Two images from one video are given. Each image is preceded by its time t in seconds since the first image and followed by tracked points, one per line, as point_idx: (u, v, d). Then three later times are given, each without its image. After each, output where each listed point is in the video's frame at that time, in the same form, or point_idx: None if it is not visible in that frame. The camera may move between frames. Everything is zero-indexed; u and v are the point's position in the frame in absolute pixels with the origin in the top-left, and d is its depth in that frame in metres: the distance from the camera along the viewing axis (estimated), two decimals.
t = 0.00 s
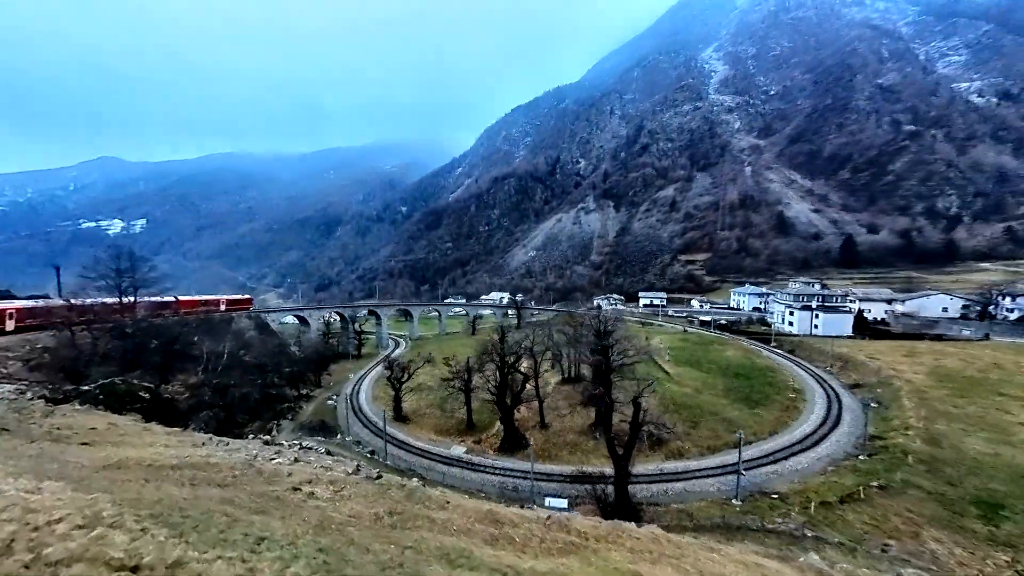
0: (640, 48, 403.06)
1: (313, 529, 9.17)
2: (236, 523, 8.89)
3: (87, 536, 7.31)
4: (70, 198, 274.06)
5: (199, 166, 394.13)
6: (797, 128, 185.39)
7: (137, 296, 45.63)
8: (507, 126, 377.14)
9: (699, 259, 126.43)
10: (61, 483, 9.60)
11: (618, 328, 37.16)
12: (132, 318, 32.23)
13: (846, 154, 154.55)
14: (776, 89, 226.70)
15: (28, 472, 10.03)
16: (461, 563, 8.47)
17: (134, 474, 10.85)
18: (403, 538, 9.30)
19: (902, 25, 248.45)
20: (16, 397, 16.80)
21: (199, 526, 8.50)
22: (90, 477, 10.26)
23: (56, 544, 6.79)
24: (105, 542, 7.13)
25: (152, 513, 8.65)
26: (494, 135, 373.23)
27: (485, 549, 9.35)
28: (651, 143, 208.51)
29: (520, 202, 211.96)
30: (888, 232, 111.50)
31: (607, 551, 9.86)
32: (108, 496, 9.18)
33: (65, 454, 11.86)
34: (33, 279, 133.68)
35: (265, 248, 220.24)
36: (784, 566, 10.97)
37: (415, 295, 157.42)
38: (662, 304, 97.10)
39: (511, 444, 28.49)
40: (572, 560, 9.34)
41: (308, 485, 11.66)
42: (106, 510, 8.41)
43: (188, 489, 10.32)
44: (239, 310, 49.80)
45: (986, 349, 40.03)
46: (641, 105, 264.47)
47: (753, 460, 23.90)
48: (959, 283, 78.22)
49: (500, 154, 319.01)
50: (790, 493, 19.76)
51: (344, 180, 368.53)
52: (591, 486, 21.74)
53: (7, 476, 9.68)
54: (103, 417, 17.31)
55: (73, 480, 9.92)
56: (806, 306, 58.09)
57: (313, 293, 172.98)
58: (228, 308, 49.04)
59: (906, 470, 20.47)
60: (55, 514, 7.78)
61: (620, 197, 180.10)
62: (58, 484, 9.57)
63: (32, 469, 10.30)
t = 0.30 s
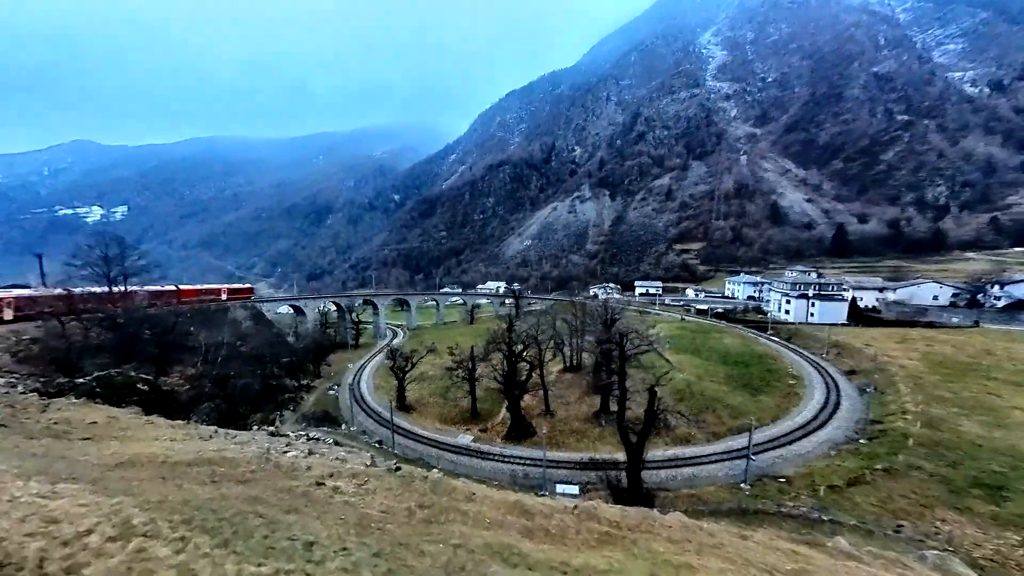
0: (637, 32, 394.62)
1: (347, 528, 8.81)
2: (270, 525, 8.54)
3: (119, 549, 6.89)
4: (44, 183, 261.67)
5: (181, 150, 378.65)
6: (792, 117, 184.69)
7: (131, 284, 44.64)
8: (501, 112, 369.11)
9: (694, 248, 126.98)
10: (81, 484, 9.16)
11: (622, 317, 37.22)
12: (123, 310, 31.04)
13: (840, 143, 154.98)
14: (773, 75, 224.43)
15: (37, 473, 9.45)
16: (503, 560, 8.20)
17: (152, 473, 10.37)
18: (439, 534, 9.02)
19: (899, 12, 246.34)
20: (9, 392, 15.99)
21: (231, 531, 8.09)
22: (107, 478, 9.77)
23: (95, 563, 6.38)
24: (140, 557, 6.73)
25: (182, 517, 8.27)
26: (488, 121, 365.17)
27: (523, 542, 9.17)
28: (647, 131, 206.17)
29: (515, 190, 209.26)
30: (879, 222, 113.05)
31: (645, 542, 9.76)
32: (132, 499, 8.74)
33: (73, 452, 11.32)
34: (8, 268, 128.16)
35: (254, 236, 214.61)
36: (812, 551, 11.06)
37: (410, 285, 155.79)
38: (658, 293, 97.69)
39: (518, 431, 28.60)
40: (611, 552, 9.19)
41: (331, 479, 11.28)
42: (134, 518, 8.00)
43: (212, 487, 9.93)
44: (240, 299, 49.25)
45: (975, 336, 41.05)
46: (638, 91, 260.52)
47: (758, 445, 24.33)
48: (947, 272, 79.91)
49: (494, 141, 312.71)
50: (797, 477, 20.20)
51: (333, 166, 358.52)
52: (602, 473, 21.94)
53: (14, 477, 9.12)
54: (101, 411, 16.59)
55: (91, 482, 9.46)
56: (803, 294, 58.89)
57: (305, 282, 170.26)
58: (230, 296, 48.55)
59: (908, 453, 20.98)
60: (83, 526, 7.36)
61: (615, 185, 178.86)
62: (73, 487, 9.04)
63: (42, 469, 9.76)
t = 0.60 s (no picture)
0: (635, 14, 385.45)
1: (384, 525, 8.49)
2: (308, 523, 8.18)
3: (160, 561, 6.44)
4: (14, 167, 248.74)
5: (160, 133, 362.40)
6: (788, 105, 183.90)
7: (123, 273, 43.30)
8: (496, 97, 360.12)
9: (689, 237, 127.87)
10: (104, 488, 8.65)
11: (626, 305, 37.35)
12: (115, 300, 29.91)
13: (835, 132, 155.37)
14: (771, 62, 222.15)
15: (50, 477, 8.84)
16: (544, 551, 8.07)
17: (173, 472, 9.85)
18: (477, 529, 8.75)
19: None
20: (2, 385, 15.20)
21: (270, 534, 7.69)
22: (127, 479, 9.25)
23: None
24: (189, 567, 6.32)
25: (217, 520, 7.87)
26: (481, 107, 356.38)
27: (561, 533, 9.04)
28: (644, 118, 204.06)
29: (509, 177, 206.59)
30: (870, 212, 114.80)
31: (680, 530, 9.75)
32: (163, 503, 8.29)
33: (83, 449, 10.72)
34: None
35: (241, 224, 208.78)
36: (838, 534, 11.23)
37: (404, 274, 154.32)
38: (654, 282, 98.50)
39: (525, 419, 28.71)
40: (649, 543, 9.11)
41: (356, 473, 10.95)
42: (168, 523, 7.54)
43: (241, 486, 9.50)
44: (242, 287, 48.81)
45: (965, 324, 42.19)
46: (635, 76, 256.22)
47: (763, 431, 24.73)
48: (934, 262, 81.78)
49: (488, 126, 306.41)
50: (801, 461, 20.71)
51: (323, 151, 348.31)
52: (611, 461, 22.11)
53: (23, 480, 8.51)
54: (100, 403, 15.90)
55: (115, 483, 8.97)
56: (799, 283, 59.68)
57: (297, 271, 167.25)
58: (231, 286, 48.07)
59: (908, 436, 21.53)
60: (120, 536, 6.92)
61: (611, 173, 177.73)
62: (93, 490, 8.48)
63: (53, 471, 9.15)
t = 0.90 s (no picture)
0: None
1: (432, 521, 8.23)
2: (359, 522, 7.82)
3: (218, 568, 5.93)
4: None
5: (137, 114, 345.45)
6: (784, 93, 182.41)
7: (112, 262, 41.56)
8: (490, 81, 350.73)
9: (684, 226, 128.20)
10: (138, 489, 8.11)
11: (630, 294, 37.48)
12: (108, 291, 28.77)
13: (830, 120, 155.03)
14: (770, 47, 218.95)
15: (75, 477, 8.27)
16: (599, 545, 7.91)
17: (204, 470, 9.43)
18: (520, 519, 8.67)
19: None
20: None
21: (323, 529, 7.36)
22: (154, 480, 8.71)
23: None
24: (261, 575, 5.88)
25: (265, 518, 7.52)
26: (475, 90, 346.61)
27: (601, 523, 8.95)
28: (640, 104, 200.97)
29: (504, 164, 203.14)
30: (862, 201, 115.95)
31: (713, 518, 9.89)
32: (206, 505, 7.81)
33: (102, 446, 10.18)
34: None
35: (227, 211, 202.42)
36: (864, 518, 11.47)
37: (398, 262, 152.32)
38: (650, 271, 98.89)
39: (532, 407, 28.87)
40: (690, 533, 9.10)
41: (386, 465, 10.70)
42: (215, 524, 7.09)
43: (277, 483, 9.14)
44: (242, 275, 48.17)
45: (955, 311, 43.24)
46: (632, 60, 250.78)
47: (766, 417, 25.20)
48: (923, 251, 83.41)
49: (482, 111, 299.00)
50: (805, 445, 21.24)
51: (310, 136, 336.77)
52: (620, 447, 22.39)
53: (46, 480, 7.93)
54: (101, 397, 15.26)
55: (146, 484, 8.50)
56: (796, 271, 60.44)
57: (288, 260, 164.09)
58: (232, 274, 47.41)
59: (906, 420, 22.18)
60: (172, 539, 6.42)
61: (607, 161, 175.93)
62: (125, 491, 7.97)
63: (75, 470, 8.61)
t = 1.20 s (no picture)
0: None
1: (486, 515, 8.14)
2: (419, 521, 7.62)
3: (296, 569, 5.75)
4: None
5: (112, 97, 328.83)
6: (781, 79, 180.61)
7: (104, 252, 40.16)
8: (483, 64, 340.28)
9: (680, 214, 128.37)
10: (180, 493, 7.77)
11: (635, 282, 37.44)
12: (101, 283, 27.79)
13: (826, 108, 154.54)
14: (768, 31, 215.47)
15: (109, 482, 7.88)
16: (660, 538, 7.88)
17: (238, 470, 9.11)
18: (567, 511, 8.66)
19: None
20: None
21: (384, 529, 7.21)
22: (191, 482, 8.36)
23: None
24: None
25: (319, 519, 7.29)
26: (468, 74, 336.37)
27: (643, 513, 9.01)
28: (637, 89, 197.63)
29: (499, 151, 199.54)
30: (854, 189, 117.05)
31: (747, 505, 10.07)
32: (262, 510, 7.49)
33: (125, 446, 9.74)
34: None
35: (213, 199, 196.27)
36: (887, 500, 11.75)
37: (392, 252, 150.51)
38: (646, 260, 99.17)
39: (539, 396, 29.01)
40: (729, 520, 9.27)
41: (419, 458, 10.59)
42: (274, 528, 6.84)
43: (317, 481, 8.90)
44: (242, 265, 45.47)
45: (947, 298, 44.18)
46: (629, 43, 245.04)
47: (770, 403, 25.68)
48: (912, 239, 84.86)
49: (475, 95, 291.15)
50: (809, 429, 21.77)
51: (297, 120, 325.38)
52: (629, 435, 22.66)
53: (78, 485, 7.52)
54: (106, 392, 14.76)
55: (186, 487, 8.15)
56: (792, 259, 61.15)
57: (279, 250, 160.70)
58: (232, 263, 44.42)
59: (907, 404, 22.80)
60: (237, 542, 6.18)
61: (602, 148, 173.96)
62: (164, 495, 7.63)
63: (102, 473, 8.20)
